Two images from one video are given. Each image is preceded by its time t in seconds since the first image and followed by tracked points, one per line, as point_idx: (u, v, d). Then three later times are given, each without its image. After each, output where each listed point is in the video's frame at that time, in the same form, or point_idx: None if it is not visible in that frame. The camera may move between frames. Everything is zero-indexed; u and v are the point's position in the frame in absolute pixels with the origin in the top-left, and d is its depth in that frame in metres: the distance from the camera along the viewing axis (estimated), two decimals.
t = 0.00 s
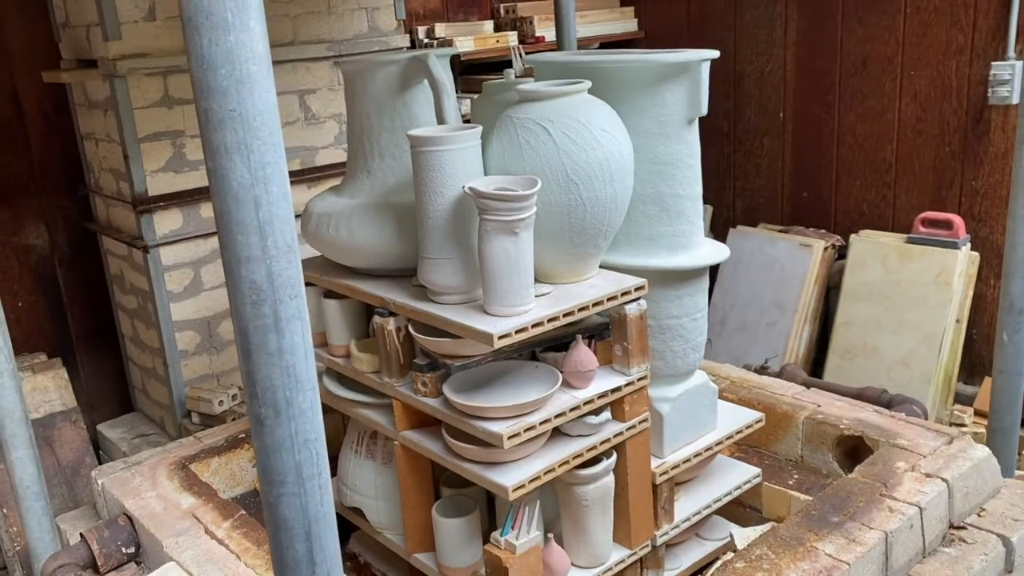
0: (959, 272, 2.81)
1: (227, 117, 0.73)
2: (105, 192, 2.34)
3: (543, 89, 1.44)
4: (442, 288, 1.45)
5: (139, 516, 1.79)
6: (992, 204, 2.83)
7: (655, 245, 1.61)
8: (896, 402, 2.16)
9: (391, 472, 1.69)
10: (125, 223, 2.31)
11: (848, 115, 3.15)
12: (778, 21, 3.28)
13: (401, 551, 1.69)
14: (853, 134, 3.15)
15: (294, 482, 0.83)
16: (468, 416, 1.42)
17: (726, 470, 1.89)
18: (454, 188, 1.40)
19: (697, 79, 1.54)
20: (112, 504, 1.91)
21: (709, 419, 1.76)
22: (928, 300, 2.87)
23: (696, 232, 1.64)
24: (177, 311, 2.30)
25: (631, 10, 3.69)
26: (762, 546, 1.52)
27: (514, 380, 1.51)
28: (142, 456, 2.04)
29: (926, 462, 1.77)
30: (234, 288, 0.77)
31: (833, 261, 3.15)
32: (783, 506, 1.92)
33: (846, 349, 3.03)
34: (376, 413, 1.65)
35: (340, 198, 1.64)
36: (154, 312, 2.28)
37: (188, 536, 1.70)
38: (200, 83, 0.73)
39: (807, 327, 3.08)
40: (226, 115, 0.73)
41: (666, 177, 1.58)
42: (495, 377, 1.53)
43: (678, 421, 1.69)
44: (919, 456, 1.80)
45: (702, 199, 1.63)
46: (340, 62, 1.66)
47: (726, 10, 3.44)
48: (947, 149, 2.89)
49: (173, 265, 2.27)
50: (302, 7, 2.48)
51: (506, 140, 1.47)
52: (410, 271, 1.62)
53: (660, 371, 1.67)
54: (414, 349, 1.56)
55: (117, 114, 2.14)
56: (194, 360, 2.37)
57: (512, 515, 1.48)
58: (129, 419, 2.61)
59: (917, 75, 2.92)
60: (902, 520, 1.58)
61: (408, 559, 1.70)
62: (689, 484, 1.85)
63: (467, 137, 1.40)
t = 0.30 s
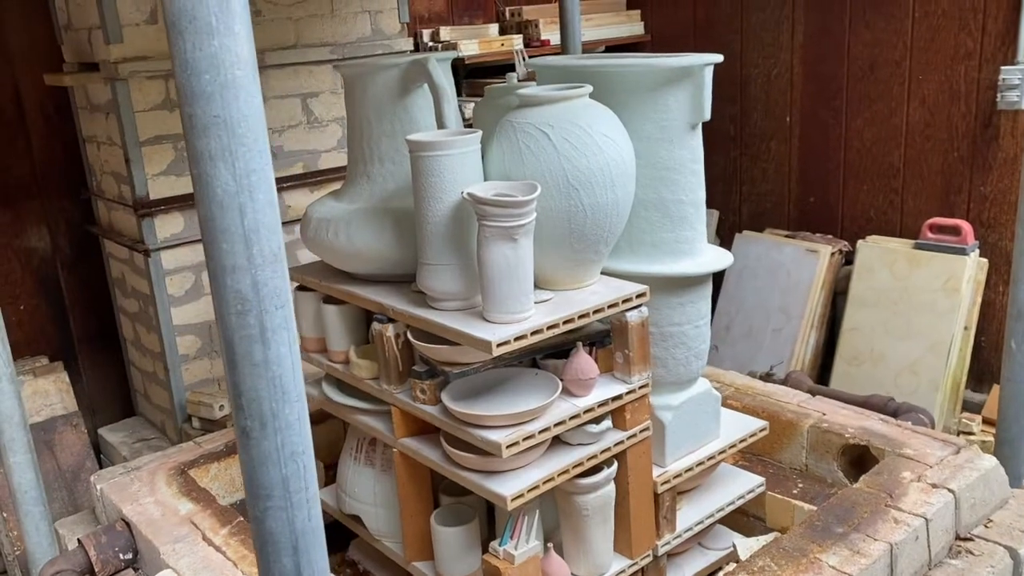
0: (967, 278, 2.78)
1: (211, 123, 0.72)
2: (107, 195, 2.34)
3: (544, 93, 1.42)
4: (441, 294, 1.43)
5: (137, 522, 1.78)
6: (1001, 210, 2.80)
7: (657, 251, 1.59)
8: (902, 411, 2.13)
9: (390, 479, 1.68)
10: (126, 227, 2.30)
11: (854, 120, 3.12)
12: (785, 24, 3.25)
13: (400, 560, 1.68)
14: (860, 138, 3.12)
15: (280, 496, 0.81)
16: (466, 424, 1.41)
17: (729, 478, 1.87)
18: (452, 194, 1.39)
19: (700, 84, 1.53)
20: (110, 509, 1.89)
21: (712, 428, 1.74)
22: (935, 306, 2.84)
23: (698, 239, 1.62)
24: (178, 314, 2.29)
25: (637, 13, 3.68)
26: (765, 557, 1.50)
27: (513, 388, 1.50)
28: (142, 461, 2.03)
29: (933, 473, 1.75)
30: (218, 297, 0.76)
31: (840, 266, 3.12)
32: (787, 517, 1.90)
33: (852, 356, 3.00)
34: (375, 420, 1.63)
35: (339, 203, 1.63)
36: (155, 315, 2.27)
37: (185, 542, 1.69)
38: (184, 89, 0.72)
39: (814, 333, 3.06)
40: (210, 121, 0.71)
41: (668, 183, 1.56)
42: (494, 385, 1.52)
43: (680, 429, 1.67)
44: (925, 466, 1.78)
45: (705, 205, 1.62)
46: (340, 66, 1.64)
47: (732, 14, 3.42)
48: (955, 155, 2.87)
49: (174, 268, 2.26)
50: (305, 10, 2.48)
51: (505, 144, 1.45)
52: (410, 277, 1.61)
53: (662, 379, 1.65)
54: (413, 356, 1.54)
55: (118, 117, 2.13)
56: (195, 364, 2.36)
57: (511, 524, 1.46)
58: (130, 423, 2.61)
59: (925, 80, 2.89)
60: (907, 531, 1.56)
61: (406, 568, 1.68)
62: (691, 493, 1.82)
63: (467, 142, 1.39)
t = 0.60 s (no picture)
0: (972, 282, 2.76)
1: (195, 127, 0.71)
2: (107, 197, 2.34)
3: (541, 96, 1.41)
4: (438, 298, 1.43)
5: (135, 525, 1.78)
6: (1006, 213, 2.78)
7: (656, 255, 1.58)
8: (905, 416, 2.12)
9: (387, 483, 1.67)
10: (126, 229, 2.30)
11: (858, 122, 3.11)
12: (789, 26, 3.24)
13: (397, 565, 1.67)
14: (864, 141, 3.10)
15: (266, 503, 0.80)
16: (463, 428, 1.40)
17: (729, 484, 1.85)
18: (449, 197, 1.38)
19: (699, 87, 1.52)
20: (109, 512, 1.89)
21: (712, 432, 1.73)
22: (940, 310, 2.82)
23: (698, 242, 1.61)
24: (178, 317, 2.29)
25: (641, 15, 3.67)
26: (764, 564, 1.48)
27: (511, 392, 1.49)
28: (141, 464, 2.03)
29: (935, 478, 1.73)
30: (202, 303, 0.75)
31: (844, 270, 3.11)
32: (787, 522, 1.88)
33: (856, 360, 2.99)
34: (373, 424, 1.63)
35: (337, 206, 1.62)
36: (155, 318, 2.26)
37: (183, 546, 1.68)
38: (167, 93, 0.71)
39: (817, 337, 3.04)
40: (193, 124, 0.71)
41: (667, 186, 1.55)
42: (492, 389, 1.51)
43: (680, 434, 1.66)
44: (928, 471, 1.76)
45: (704, 208, 1.61)
46: (338, 68, 1.64)
47: (736, 16, 3.41)
48: (959, 158, 2.85)
49: (174, 271, 2.26)
50: (306, 13, 2.47)
51: (503, 147, 1.44)
52: (407, 280, 1.60)
53: (661, 383, 1.64)
54: (411, 360, 1.54)
55: (118, 119, 2.13)
56: (195, 366, 2.35)
57: (508, 529, 1.45)
58: (131, 426, 2.61)
59: (929, 82, 2.88)
60: (908, 538, 1.54)
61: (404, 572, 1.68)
62: (691, 498, 1.81)
63: (464, 145, 1.38)
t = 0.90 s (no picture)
0: (977, 283, 2.75)
1: (188, 128, 0.71)
2: (111, 198, 2.35)
3: (541, 97, 1.41)
4: (438, 298, 1.43)
5: (137, 525, 1.78)
6: (1011, 214, 2.77)
7: (657, 255, 1.58)
8: (908, 417, 2.11)
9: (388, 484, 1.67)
10: (130, 229, 2.31)
11: (863, 123, 3.09)
12: (794, 26, 3.23)
13: (398, 565, 1.67)
14: (869, 141, 3.09)
15: (260, 504, 0.80)
16: (463, 429, 1.40)
17: (732, 485, 1.85)
18: (448, 198, 1.38)
19: (700, 87, 1.51)
20: (111, 512, 1.89)
21: (713, 433, 1.72)
22: (945, 311, 2.81)
23: (699, 243, 1.61)
24: (181, 317, 2.30)
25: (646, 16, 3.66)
26: (765, 566, 1.48)
27: (511, 392, 1.49)
28: (143, 463, 2.03)
29: (937, 480, 1.72)
30: (196, 304, 0.75)
31: (849, 271, 3.10)
32: (788, 524, 1.87)
33: (860, 361, 2.98)
34: (373, 425, 1.63)
35: (338, 207, 1.63)
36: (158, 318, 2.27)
37: (184, 546, 1.68)
38: (160, 96, 0.71)
39: (821, 338, 3.03)
40: (186, 126, 0.71)
41: (668, 187, 1.55)
42: (492, 390, 1.51)
43: (681, 435, 1.65)
44: (931, 473, 1.76)
45: (705, 209, 1.60)
46: (339, 69, 1.64)
47: (740, 17, 3.40)
48: (965, 158, 2.84)
49: (177, 271, 2.27)
50: (309, 13, 2.48)
51: (503, 148, 1.44)
52: (408, 281, 1.60)
53: (662, 384, 1.63)
54: (411, 360, 1.54)
55: (122, 120, 2.14)
56: (198, 366, 2.36)
57: (508, 530, 1.45)
58: (135, 425, 2.62)
59: (934, 82, 2.86)
60: (910, 540, 1.54)
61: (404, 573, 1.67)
62: (693, 499, 1.81)
63: (464, 146, 1.38)
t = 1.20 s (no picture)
0: (985, 281, 2.73)
1: (173, 125, 0.63)
2: (115, 195, 2.36)
3: (541, 94, 1.40)
4: (436, 297, 1.42)
5: (138, 521, 1.78)
6: (1019, 212, 2.74)
7: (657, 254, 1.57)
8: (913, 417, 2.09)
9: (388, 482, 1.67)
10: (134, 226, 2.31)
11: (871, 120, 3.07)
12: (800, 22, 3.21)
13: (397, 563, 1.67)
14: (876, 138, 3.07)
15: (248, 504, 0.72)
16: (462, 428, 1.39)
17: (734, 484, 1.84)
18: (447, 196, 1.37)
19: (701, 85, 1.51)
20: (113, 509, 1.90)
21: (715, 433, 1.71)
22: (952, 310, 2.79)
23: (699, 241, 1.60)
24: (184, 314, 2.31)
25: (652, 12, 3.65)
26: (765, 566, 1.47)
27: (510, 391, 1.48)
28: (146, 461, 2.03)
29: (941, 481, 1.71)
30: (181, 302, 0.68)
31: (855, 269, 3.08)
32: (790, 524, 1.86)
33: (866, 359, 2.96)
34: (373, 423, 1.63)
35: (338, 204, 1.63)
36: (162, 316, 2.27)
37: (184, 543, 1.68)
38: (143, 89, 0.64)
39: (827, 336, 3.01)
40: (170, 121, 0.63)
41: (669, 184, 1.54)
42: (491, 388, 1.50)
43: (681, 434, 1.65)
44: (934, 474, 1.74)
45: (706, 207, 1.59)
46: (339, 66, 1.64)
47: (747, 14, 3.38)
48: (973, 156, 2.81)
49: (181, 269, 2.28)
50: (312, 11, 2.47)
51: (502, 146, 1.43)
52: (407, 279, 1.60)
53: (662, 383, 1.63)
54: (411, 359, 1.54)
55: (125, 118, 2.15)
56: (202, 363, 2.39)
57: (507, 529, 1.45)
58: (140, 423, 2.63)
59: (942, 79, 2.84)
60: (913, 541, 1.53)
61: (404, 571, 1.67)
62: (694, 498, 1.80)
63: (462, 143, 1.37)
